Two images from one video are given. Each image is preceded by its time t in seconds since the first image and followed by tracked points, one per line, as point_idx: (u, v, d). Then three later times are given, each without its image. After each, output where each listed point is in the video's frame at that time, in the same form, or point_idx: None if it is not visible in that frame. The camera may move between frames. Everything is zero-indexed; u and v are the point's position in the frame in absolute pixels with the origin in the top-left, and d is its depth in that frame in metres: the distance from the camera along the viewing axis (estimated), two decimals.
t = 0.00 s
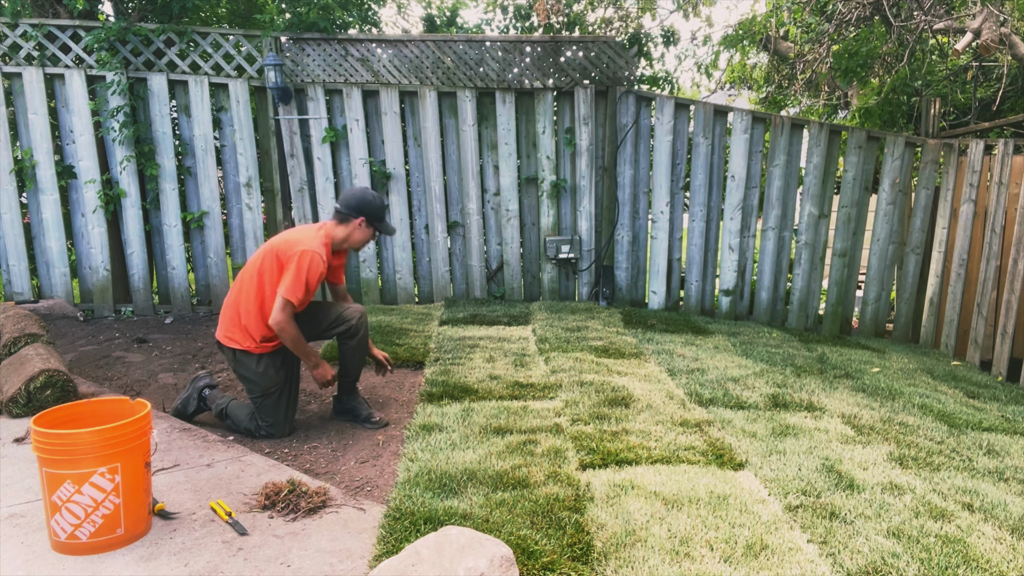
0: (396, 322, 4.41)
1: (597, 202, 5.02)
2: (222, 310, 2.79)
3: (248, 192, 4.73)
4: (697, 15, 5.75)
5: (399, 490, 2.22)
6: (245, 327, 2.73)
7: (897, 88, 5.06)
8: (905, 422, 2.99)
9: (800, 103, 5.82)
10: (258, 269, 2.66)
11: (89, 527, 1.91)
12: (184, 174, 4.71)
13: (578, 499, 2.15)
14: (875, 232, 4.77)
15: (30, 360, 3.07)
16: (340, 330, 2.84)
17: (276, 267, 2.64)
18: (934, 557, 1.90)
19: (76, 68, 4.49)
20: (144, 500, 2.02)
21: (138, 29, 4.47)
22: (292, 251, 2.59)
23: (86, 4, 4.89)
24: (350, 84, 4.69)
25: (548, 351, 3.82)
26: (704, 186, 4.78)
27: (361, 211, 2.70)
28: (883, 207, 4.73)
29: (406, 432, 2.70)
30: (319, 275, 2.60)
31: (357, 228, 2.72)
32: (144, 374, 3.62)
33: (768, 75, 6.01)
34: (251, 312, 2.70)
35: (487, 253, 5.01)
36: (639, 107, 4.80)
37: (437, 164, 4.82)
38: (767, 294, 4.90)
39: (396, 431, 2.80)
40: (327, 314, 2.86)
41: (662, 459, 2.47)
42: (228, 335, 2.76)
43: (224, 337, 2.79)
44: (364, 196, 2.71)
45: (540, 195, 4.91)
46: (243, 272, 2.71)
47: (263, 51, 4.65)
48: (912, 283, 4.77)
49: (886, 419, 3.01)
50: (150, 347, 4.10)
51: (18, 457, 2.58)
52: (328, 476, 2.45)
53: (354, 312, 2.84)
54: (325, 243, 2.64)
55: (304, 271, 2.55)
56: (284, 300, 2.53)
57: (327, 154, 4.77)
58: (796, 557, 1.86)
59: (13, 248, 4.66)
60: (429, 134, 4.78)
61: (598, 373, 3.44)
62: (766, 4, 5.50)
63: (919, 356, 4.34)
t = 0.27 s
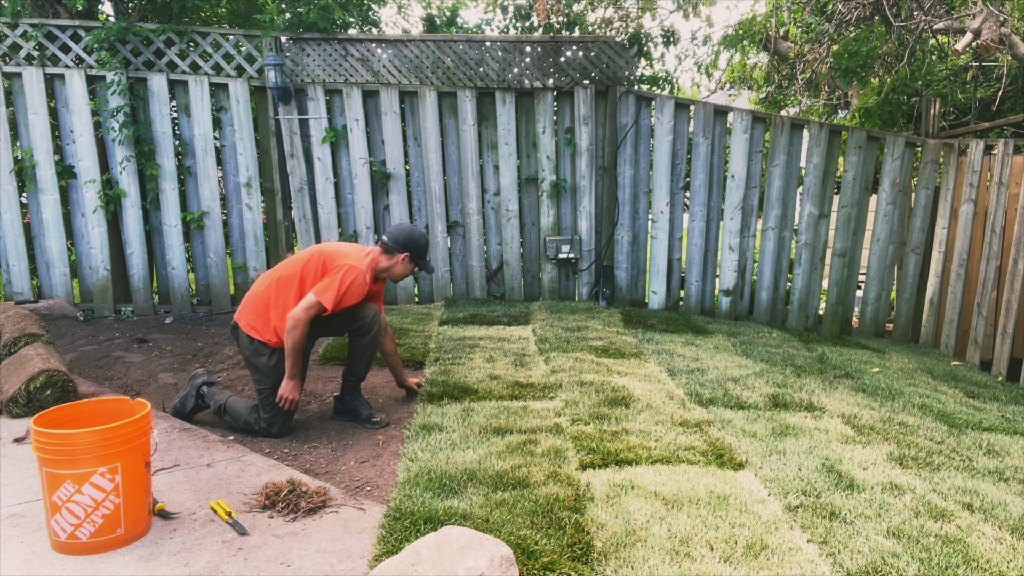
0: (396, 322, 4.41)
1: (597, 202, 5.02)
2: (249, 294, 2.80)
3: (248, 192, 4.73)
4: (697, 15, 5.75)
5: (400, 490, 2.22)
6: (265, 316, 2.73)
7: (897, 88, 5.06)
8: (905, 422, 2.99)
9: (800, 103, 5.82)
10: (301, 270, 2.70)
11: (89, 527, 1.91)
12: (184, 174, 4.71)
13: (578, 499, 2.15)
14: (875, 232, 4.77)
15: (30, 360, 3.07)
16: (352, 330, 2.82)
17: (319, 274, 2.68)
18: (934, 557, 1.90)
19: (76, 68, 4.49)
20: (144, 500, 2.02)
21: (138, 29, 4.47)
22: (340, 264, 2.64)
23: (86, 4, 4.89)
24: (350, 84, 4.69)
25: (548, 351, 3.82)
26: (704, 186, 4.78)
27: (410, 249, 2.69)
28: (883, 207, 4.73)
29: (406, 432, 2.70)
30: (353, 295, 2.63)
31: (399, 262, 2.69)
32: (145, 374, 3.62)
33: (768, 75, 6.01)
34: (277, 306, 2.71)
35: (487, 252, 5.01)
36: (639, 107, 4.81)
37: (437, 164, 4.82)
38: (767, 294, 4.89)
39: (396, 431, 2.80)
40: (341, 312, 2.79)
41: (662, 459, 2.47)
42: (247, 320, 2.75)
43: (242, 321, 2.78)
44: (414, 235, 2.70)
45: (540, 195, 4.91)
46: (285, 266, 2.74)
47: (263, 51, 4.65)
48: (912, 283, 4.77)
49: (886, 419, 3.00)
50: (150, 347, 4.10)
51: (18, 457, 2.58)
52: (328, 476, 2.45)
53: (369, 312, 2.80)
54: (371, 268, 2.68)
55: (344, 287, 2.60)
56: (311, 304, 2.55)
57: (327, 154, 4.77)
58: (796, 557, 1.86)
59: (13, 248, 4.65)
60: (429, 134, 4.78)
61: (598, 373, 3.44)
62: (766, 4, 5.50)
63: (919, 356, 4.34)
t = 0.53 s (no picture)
0: (396, 322, 4.41)
1: (597, 202, 5.02)
2: (261, 249, 2.73)
3: (248, 192, 4.73)
4: (697, 15, 5.75)
5: (400, 490, 2.22)
6: (278, 277, 2.68)
7: (896, 88, 5.06)
8: (905, 422, 2.99)
9: (800, 103, 5.82)
10: (323, 237, 2.66)
11: (89, 527, 1.91)
12: (184, 174, 4.71)
13: (578, 499, 2.15)
14: (875, 232, 4.77)
15: (30, 360, 3.07)
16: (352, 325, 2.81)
17: (341, 245, 2.65)
18: (934, 556, 1.90)
19: (76, 68, 4.49)
20: (144, 500, 2.02)
21: (138, 29, 4.47)
22: (363, 236, 2.61)
23: (86, 4, 4.89)
24: (350, 84, 4.69)
25: (548, 351, 3.82)
26: (704, 186, 4.78)
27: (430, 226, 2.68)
28: (883, 207, 4.73)
29: (406, 432, 2.70)
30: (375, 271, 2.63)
31: (419, 239, 2.69)
32: (145, 374, 3.62)
33: (768, 75, 6.00)
34: (294, 270, 2.68)
35: (487, 253, 5.01)
36: (639, 107, 4.81)
37: (437, 164, 4.82)
38: (767, 294, 4.89)
39: (396, 431, 2.80)
40: (348, 304, 2.79)
41: (662, 459, 2.47)
42: (257, 277, 2.69)
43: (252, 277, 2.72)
44: (434, 212, 2.69)
45: (540, 195, 4.91)
46: (304, 228, 2.69)
47: (263, 51, 4.65)
48: (912, 283, 4.77)
49: (886, 419, 3.00)
50: (150, 347, 4.10)
51: (18, 457, 2.58)
52: (328, 476, 2.45)
53: (370, 312, 2.80)
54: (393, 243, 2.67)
55: (368, 263, 2.59)
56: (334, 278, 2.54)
57: (327, 154, 4.77)
58: (796, 557, 1.86)
59: (13, 248, 4.65)
60: (429, 134, 4.78)
61: (598, 373, 3.44)
62: (766, 4, 5.50)
63: (919, 356, 4.34)
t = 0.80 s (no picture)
0: (396, 322, 4.41)
1: (597, 202, 5.02)
2: (262, 202, 2.73)
3: (248, 192, 4.73)
4: (697, 15, 5.76)
5: (400, 490, 2.22)
6: (274, 227, 2.66)
7: (896, 88, 5.06)
8: (905, 422, 2.99)
9: (800, 103, 5.82)
10: (307, 179, 2.58)
11: (89, 527, 1.91)
12: (184, 174, 4.71)
13: (578, 499, 2.15)
14: (875, 233, 4.77)
15: (30, 360, 3.07)
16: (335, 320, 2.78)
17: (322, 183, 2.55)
18: (934, 556, 1.90)
19: (76, 68, 4.49)
20: (144, 500, 2.02)
21: (138, 29, 4.47)
22: (339, 170, 2.47)
23: (86, 4, 4.89)
24: (350, 84, 4.69)
25: (548, 351, 3.82)
26: (704, 186, 4.78)
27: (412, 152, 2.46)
28: (883, 207, 4.73)
29: (406, 431, 2.70)
30: (358, 206, 2.47)
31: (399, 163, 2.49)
32: (145, 374, 3.62)
33: (768, 75, 6.00)
34: (289, 218, 2.64)
35: (487, 253, 5.01)
36: (639, 107, 4.80)
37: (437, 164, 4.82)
38: (767, 294, 4.89)
39: (396, 431, 2.80)
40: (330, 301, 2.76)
41: (662, 459, 2.47)
42: (257, 228, 2.70)
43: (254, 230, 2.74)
44: (416, 137, 2.46)
45: (540, 195, 4.91)
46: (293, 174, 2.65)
47: (263, 51, 4.65)
48: (912, 283, 4.77)
49: (885, 418, 3.01)
50: (150, 347, 4.10)
51: (18, 457, 2.58)
52: (328, 476, 2.45)
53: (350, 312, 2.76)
54: (376, 173, 2.49)
55: (345, 196, 2.43)
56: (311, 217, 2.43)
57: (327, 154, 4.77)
58: (796, 557, 1.86)
59: (13, 248, 4.65)
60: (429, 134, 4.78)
61: (598, 373, 3.44)
62: (766, 4, 5.50)
63: (919, 356, 4.34)
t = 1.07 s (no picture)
0: (396, 322, 4.41)
1: (597, 202, 5.02)
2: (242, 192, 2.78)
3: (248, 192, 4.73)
4: (697, 15, 5.76)
5: (400, 489, 2.22)
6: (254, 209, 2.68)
7: (896, 88, 5.06)
8: (905, 422, 2.99)
9: (800, 103, 5.82)
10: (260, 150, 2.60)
11: (89, 527, 1.91)
12: (184, 174, 4.71)
13: (578, 499, 2.15)
14: (875, 233, 4.77)
15: (30, 360, 3.07)
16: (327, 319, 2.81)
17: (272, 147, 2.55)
18: (934, 557, 1.90)
19: (76, 68, 4.49)
20: (144, 500, 2.02)
21: (138, 29, 4.47)
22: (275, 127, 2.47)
23: (86, 4, 4.89)
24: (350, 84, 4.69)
25: (548, 351, 3.82)
26: (704, 186, 4.78)
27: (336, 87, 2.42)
28: (883, 207, 4.73)
29: (406, 431, 2.70)
30: (301, 153, 2.44)
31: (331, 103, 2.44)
32: (145, 374, 3.62)
33: (768, 75, 6.01)
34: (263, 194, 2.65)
35: (487, 253, 5.01)
36: (639, 107, 4.80)
37: (437, 164, 4.82)
38: (767, 294, 4.89)
39: (396, 431, 2.80)
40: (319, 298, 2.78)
41: (662, 459, 2.47)
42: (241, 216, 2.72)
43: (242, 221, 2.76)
44: (337, 72, 2.40)
45: (540, 195, 4.91)
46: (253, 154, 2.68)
47: (263, 51, 4.65)
48: (912, 283, 4.77)
49: (885, 419, 3.01)
50: (150, 347, 4.10)
51: (18, 456, 2.58)
52: (328, 476, 2.45)
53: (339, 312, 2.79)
54: (309, 118, 2.47)
55: (281, 147, 2.41)
56: (261, 178, 2.43)
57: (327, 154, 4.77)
58: (795, 557, 1.86)
59: (13, 248, 4.65)
60: (429, 134, 4.78)
61: (598, 373, 3.44)
62: (766, 4, 5.51)
63: (919, 356, 4.34)
